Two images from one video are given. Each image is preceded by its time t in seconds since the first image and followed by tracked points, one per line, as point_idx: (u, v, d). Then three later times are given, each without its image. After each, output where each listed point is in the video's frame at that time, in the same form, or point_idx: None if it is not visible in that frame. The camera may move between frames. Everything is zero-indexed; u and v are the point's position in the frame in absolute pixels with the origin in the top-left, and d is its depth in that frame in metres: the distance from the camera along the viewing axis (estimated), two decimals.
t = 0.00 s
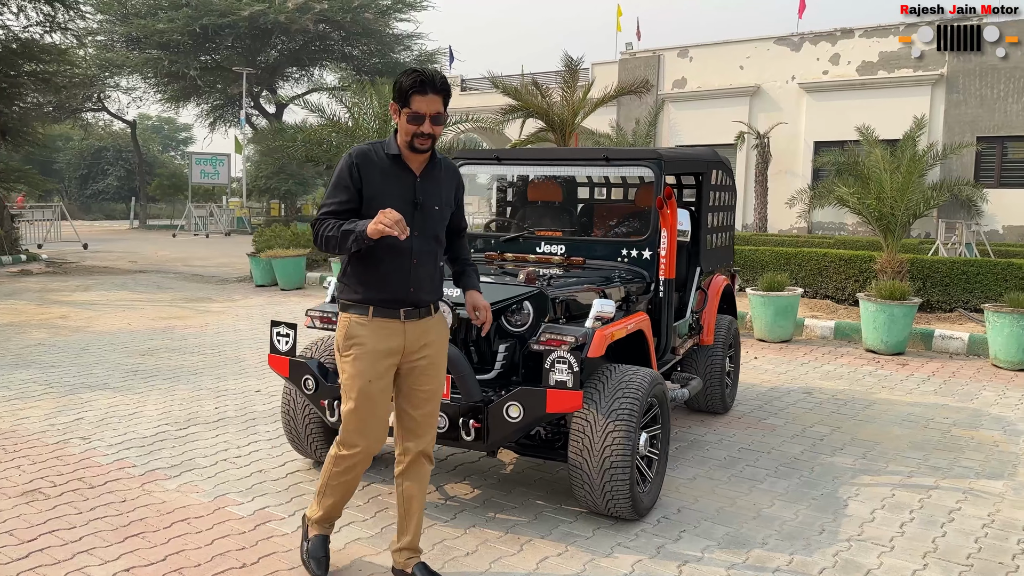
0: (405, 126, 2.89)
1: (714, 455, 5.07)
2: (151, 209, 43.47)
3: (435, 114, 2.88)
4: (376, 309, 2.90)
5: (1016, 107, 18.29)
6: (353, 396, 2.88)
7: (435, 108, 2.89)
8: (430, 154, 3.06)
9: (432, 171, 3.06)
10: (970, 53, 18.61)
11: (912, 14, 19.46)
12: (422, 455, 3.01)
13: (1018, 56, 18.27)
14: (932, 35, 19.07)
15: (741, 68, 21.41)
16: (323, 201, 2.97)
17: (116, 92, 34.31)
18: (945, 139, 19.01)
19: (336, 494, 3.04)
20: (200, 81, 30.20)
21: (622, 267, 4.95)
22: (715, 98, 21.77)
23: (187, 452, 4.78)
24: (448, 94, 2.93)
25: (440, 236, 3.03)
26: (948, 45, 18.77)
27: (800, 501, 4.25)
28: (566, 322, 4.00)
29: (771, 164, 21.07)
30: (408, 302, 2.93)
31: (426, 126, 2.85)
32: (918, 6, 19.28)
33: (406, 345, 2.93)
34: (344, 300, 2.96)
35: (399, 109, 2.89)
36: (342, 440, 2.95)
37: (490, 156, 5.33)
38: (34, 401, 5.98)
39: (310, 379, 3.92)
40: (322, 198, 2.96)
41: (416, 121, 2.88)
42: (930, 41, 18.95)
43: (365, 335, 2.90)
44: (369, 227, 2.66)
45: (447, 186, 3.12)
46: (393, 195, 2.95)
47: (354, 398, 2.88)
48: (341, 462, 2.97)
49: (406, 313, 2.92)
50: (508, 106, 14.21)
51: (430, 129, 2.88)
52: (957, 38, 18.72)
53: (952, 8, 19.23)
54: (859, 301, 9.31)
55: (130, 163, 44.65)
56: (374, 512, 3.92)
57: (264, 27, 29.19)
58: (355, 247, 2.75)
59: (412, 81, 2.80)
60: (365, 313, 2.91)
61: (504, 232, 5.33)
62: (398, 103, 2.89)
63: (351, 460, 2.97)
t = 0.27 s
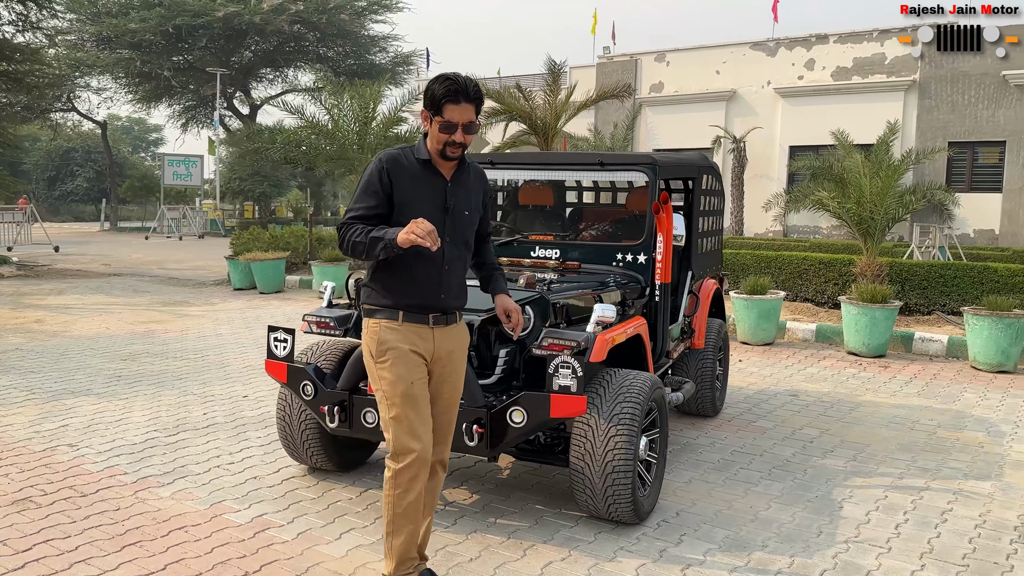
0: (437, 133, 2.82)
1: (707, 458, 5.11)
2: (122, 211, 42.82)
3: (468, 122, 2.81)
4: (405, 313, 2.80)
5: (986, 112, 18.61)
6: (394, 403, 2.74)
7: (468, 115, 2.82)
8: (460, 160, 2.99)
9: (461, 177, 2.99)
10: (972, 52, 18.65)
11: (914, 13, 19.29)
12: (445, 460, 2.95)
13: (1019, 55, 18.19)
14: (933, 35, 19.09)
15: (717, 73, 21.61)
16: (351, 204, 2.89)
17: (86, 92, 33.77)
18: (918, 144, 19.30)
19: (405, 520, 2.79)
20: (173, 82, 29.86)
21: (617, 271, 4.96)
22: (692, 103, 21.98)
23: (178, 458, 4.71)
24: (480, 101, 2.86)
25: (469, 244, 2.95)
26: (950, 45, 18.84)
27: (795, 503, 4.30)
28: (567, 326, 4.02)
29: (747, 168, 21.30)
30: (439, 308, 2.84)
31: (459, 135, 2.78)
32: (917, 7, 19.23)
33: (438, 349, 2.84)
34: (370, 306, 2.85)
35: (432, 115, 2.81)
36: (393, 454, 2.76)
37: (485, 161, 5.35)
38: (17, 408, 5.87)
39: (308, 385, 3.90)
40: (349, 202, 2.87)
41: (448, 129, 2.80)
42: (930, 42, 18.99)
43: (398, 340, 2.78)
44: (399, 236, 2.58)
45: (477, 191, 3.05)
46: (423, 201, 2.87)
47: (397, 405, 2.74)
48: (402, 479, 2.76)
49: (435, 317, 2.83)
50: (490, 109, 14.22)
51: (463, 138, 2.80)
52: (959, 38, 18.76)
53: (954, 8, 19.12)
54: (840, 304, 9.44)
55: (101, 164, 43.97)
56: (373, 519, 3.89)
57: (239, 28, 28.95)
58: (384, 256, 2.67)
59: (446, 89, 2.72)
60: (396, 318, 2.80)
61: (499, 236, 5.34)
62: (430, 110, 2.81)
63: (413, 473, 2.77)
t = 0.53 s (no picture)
0: (455, 139, 2.77)
1: (694, 458, 5.14)
2: (90, 212, 42.07)
3: (487, 127, 2.76)
4: (429, 324, 2.73)
5: (955, 117, 18.95)
6: (420, 417, 2.70)
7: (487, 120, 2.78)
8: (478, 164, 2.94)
9: (480, 182, 2.94)
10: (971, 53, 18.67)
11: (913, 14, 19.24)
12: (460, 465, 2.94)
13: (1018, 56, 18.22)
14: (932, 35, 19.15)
15: (692, 77, 21.80)
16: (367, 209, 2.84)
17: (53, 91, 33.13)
18: (888, 148, 19.60)
19: (453, 538, 2.70)
20: (143, 82, 29.44)
21: (606, 273, 4.98)
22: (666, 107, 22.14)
23: (163, 463, 4.64)
24: (499, 105, 2.82)
25: (488, 249, 2.91)
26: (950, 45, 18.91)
27: (783, 503, 4.34)
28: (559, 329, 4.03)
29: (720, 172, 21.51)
30: (461, 317, 2.79)
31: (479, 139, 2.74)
32: (917, 9, 19.18)
33: (461, 358, 2.80)
34: (392, 317, 2.77)
35: (451, 121, 2.76)
36: (426, 469, 2.71)
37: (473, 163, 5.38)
38: None
39: (299, 388, 3.89)
40: (367, 206, 2.82)
41: (468, 134, 2.76)
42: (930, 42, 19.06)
43: (422, 352, 2.73)
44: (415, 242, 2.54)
45: (496, 197, 3.01)
46: (442, 206, 2.82)
47: (424, 419, 2.71)
48: (437, 494, 2.69)
49: (457, 328, 2.78)
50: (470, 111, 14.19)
51: (482, 143, 2.76)
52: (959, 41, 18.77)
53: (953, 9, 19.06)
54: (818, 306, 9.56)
55: (67, 165, 43.18)
56: (365, 523, 3.86)
57: (210, 28, 28.62)
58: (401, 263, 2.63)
59: (464, 95, 2.67)
60: (420, 330, 2.73)
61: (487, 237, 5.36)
62: (449, 115, 2.76)
63: (448, 486, 2.71)
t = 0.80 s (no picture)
0: (464, 135, 2.65)
1: (678, 459, 5.16)
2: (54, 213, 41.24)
3: (490, 115, 2.65)
4: (459, 332, 2.64)
5: (922, 121, 19.31)
6: (445, 431, 2.62)
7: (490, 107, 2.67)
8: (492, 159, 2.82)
9: (498, 177, 2.81)
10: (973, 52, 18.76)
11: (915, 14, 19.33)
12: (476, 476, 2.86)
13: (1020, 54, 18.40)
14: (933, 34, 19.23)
15: (664, 80, 21.96)
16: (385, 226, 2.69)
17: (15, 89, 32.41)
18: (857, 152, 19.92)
19: (462, 557, 2.66)
20: (110, 81, 28.96)
21: (591, 275, 5.00)
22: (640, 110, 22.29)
23: (142, 468, 4.54)
24: (499, 87, 2.70)
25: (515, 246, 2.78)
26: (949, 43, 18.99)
27: (768, 503, 4.37)
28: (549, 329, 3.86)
29: (692, 175, 21.68)
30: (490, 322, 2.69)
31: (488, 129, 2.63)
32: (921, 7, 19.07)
33: (488, 368, 2.72)
34: (420, 324, 2.66)
35: (457, 117, 2.64)
36: (444, 485, 2.64)
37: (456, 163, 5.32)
38: None
39: (284, 392, 3.83)
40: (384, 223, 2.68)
41: (473, 126, 2.64)
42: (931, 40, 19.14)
43: (452, 363, 2.63)
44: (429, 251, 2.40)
45: (514, 189, 2.88)
46: (465, 208, 2.68)
47: (450, 433, 2.62)
48: (452, 512, 2.64)
49: (487, 335, 2.70)
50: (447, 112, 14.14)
51: (490, 132, 2.65)
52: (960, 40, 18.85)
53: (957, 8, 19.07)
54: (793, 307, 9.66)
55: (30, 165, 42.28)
56: (352, 527, 3.81)
57: (179, 28, 28.23)
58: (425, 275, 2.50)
59: (461, 84, 2.58)
60: (449, 338, 2.64)
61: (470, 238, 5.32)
62: (454, 111, 2.64)
63: (463, 505, 2.65)
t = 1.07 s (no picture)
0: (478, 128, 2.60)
1: (666, 460, 5.17)
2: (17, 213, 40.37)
3: (506, 106, 2.59)
4: (481, 336, 2.59)
5: (891, 125, 19.62)
6: (460, 438, 2.58)
7: (504, 96, 2.60)
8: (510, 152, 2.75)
9: (517, 171, 2.75)
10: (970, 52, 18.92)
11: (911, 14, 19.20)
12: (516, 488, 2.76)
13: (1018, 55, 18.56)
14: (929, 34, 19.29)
15: (638, 83, 22.07)
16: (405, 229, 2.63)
17: None
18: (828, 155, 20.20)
19: (468, 565, 2.63)
20: (77, 80, 28.42)
21: (580, 276, 4.99)
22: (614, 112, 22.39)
23: (124, 474, 4.44)
24: (511, 76, 2.64)
25: (540, 242, 2.72)
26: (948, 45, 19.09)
27: (757, 503, 4.40)
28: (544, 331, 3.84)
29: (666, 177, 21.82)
30: (515, 323, 2.63)
31: (502, 119, 2.57)
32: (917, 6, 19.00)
33: (516, 376, 2.64)
34: (443, 328, 2.62)
35: (471, 110, 2.59)
36: (455, 491, 2.61)
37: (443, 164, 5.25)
38: None
39: (273, 395, 3.76)
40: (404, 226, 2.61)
41: (488, 118, 2.59)
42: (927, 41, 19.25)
43: (471, 369, 2.58)
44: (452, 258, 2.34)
45: (535, 183, 2.81)
46: (486, 205, 2.62)
47: (462, 440, 2.58)
48: (460, 520, 2.61)
49: (511, 337, 2.63)
50: (425, 113, 14.07)
51: (505, 123, 2.59)
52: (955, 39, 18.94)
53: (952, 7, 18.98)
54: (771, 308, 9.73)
55: None
56: (343, 532, 3.76)
57: (147, 26, 27.77)
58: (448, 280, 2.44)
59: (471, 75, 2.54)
60: (472, 342, 2.59)
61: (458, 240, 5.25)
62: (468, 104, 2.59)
63: (473, 514, 2.61)
